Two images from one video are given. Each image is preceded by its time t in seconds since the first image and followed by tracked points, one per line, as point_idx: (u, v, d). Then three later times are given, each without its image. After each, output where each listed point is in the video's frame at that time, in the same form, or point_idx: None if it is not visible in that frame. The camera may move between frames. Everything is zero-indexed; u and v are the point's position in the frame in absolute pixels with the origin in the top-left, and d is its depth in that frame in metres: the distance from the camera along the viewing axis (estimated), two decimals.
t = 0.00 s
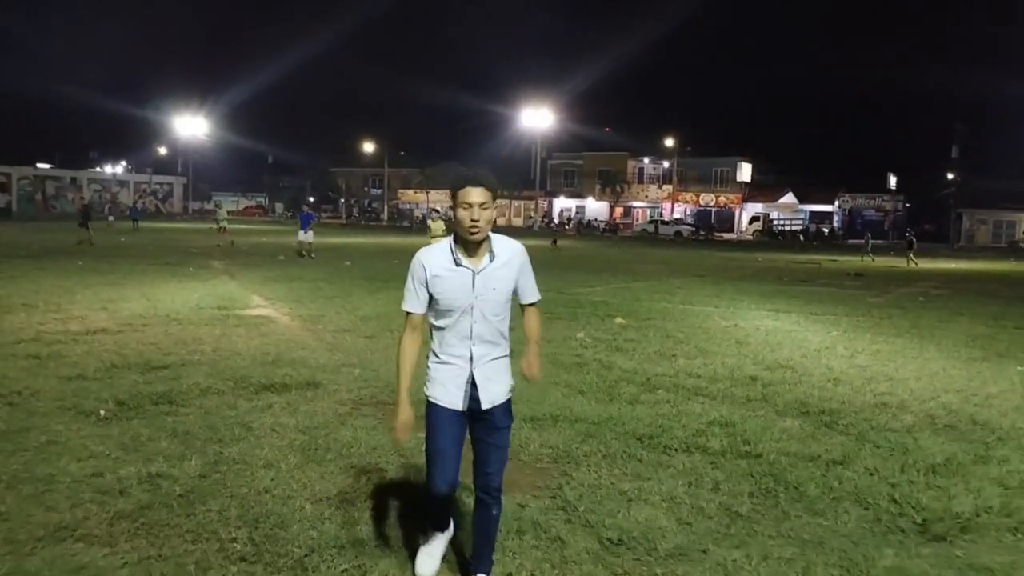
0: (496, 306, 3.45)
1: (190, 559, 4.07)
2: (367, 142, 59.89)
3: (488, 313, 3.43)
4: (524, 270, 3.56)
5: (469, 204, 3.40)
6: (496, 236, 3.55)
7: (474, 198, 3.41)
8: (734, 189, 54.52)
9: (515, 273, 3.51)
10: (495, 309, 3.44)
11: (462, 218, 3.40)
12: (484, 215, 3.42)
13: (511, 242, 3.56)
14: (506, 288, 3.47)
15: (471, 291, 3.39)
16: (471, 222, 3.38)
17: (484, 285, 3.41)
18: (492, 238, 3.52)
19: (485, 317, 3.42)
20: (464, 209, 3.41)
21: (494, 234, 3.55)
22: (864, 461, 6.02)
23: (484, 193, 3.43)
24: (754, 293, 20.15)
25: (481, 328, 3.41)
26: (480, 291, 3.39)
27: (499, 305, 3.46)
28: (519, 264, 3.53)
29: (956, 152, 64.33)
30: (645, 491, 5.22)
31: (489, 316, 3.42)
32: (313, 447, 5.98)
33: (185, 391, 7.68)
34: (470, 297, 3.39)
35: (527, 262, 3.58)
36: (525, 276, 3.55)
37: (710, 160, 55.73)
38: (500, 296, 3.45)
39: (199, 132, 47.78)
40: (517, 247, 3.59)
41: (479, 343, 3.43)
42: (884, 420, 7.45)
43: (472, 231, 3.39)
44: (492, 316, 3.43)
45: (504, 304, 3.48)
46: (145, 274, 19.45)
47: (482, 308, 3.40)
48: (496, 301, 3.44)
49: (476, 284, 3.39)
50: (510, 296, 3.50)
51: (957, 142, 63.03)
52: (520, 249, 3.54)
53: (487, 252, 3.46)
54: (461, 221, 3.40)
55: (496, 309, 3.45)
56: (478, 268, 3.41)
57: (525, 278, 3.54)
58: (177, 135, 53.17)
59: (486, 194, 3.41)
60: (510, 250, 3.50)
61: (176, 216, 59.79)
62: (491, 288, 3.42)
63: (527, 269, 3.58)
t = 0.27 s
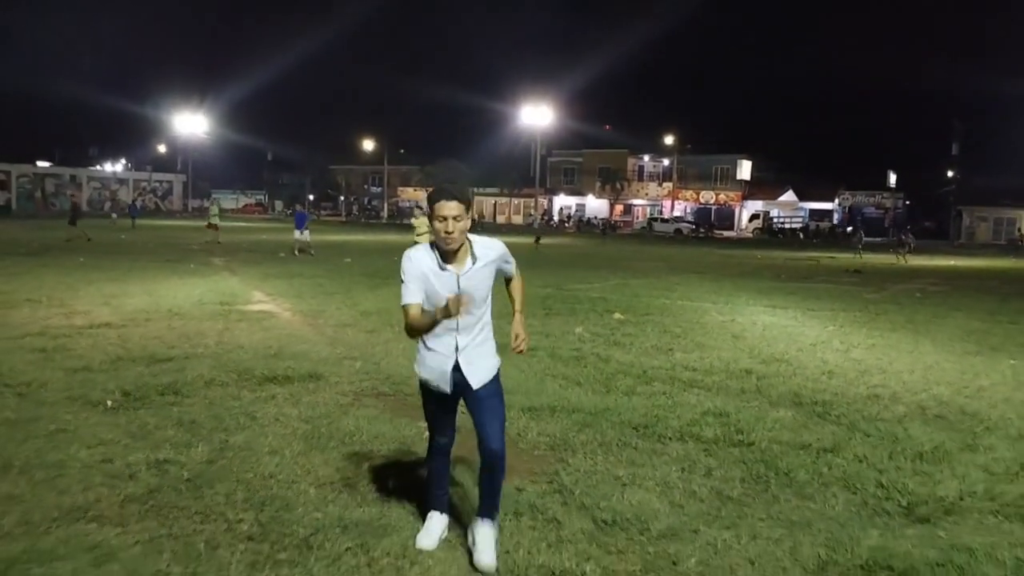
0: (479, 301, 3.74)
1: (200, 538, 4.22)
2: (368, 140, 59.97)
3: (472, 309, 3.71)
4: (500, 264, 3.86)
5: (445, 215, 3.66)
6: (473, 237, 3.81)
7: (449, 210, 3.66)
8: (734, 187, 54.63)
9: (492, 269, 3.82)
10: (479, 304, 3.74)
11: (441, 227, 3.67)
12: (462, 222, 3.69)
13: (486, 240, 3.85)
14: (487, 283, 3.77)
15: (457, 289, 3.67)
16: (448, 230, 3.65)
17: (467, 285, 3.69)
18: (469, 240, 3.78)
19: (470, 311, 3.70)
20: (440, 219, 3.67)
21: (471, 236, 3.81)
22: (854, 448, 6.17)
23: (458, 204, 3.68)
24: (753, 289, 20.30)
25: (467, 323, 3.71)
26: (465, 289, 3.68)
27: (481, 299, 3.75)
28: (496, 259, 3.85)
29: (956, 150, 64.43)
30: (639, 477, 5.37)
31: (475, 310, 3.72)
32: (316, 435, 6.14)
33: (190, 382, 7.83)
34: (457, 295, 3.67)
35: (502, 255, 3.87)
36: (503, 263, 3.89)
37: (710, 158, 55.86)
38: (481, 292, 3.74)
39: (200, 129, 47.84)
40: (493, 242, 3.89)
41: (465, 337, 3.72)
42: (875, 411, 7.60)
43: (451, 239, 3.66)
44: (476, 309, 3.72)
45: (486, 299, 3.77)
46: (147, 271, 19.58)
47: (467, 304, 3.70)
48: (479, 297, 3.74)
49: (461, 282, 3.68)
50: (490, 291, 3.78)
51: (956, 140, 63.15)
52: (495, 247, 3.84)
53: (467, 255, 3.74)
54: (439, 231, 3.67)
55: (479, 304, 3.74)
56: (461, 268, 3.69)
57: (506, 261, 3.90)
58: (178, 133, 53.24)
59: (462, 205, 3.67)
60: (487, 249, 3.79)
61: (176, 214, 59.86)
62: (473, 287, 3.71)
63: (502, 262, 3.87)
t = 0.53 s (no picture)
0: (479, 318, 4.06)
1: (209, 524, 4.41)
2: (368, 137, 60.10)
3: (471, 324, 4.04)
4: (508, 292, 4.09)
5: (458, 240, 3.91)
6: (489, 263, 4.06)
7: (461, 236, 3.91)
8: (733, 184, 54.78)
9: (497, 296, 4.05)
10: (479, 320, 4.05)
11: (453, 249, 3.94)
12: (474, 248, 3.94)
13: (499, 268, 4.08)
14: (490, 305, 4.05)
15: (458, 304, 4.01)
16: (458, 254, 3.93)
17: (469, 301, 4.02)
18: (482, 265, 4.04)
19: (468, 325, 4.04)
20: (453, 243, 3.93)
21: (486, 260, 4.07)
22: (840, 441, 6.37)
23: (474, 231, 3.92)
24: (750, 286, 20.48)
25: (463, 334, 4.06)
26: (465, 305, 4.01)
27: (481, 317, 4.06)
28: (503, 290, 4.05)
29: (955, 147, 64.57)
30: (632, 468, 5.57)
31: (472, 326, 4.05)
32: (320, 428, 6.34)
33: (196, 377, 8.03)
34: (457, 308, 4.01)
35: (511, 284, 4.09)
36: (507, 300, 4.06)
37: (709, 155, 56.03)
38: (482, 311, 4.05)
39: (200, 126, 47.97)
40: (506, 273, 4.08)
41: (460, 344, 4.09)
42: (864, 405, 7.80)
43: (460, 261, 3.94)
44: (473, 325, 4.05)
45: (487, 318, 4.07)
46: (150, 268, 19.76)
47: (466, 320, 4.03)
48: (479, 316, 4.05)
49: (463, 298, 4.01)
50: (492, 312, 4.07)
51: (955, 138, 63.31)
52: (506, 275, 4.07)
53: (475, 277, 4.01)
54: (451, 252, 3.95)
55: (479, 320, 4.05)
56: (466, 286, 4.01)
57: (505, 303, 4.03)
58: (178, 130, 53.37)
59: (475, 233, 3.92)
60: (495, 275, 4.04)
61: (177, 210, 59.99)
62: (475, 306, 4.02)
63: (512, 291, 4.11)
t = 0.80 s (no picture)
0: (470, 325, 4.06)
1: (215, 514, 4.57)
2: (368, 134, 60.21)
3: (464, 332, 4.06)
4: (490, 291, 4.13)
5: (440, 256, 3.88)
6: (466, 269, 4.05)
7: (443, 251, 3.88)
8: (732, 181, 54.90)
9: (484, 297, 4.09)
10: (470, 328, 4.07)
11: (436, 266, 3.90)
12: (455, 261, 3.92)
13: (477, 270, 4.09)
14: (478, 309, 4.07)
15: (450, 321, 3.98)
16: (443, 269, 3.89)
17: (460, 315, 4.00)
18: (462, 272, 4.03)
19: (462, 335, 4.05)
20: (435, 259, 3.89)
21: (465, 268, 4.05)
22: (830, 435, 6.52)
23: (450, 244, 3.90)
24: (747, 283, 20.63)
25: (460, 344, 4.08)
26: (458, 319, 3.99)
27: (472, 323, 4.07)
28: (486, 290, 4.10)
29: (953, 145, 64.72)
30: (625, 460, 5.73)
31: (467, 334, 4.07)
32: (322, 422, 6.48)
33: (199, 372, 8.18)
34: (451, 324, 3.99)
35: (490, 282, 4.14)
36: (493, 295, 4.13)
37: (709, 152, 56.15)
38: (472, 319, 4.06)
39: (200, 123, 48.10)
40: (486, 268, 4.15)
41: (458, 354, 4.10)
42: (854, 400, 7.96)
43: (446, 276, 3.90)
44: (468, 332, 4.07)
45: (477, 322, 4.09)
46: (151, 265, 19.91)
47: (462, 330, 4.03)
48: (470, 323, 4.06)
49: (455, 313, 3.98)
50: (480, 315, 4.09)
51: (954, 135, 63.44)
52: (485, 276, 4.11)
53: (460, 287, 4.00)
54: (434, 270, 3.91)
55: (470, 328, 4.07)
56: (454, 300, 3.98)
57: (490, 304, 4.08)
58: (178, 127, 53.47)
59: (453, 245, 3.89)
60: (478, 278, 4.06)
61: (177, 208, 60.13)
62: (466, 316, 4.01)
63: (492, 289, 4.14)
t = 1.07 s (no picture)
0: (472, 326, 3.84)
1: (218, 503, 4.66)
2: (369, 130, 60.25)
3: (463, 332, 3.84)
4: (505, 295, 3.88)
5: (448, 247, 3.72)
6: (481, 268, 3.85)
7: (451, 242, 3.72)
8: (733, 177, 54.93)
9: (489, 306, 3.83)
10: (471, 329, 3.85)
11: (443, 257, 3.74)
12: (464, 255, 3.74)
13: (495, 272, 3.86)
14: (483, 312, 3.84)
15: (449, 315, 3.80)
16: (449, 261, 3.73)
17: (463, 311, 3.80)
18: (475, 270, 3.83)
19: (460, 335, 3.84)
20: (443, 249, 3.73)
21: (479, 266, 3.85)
22: (823, 427, 6.61)
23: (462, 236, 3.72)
24: (747, 279, 20.71)
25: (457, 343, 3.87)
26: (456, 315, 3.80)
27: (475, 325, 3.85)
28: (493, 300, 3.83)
29: (955, 140, 64.73)
30: (621, 451, 5.82)
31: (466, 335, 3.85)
32: (323, 415, 6.58)
33: (201, 366, 8.27)
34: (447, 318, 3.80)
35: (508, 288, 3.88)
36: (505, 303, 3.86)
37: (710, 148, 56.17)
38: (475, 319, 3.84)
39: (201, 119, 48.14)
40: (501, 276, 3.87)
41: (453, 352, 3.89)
42: (849, 393, 8.05)
43: (451, 268, 3.73)
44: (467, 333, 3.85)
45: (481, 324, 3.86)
46: (153, 260, 20.01)
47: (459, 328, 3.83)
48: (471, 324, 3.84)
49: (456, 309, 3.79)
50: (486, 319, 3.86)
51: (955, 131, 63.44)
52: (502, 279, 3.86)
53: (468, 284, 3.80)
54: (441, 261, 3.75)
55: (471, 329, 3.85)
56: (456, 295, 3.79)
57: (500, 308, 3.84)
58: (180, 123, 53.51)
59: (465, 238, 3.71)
60: (490, 280, 3.83)
61: (179, 204, 60.18)
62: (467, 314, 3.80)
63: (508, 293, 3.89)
